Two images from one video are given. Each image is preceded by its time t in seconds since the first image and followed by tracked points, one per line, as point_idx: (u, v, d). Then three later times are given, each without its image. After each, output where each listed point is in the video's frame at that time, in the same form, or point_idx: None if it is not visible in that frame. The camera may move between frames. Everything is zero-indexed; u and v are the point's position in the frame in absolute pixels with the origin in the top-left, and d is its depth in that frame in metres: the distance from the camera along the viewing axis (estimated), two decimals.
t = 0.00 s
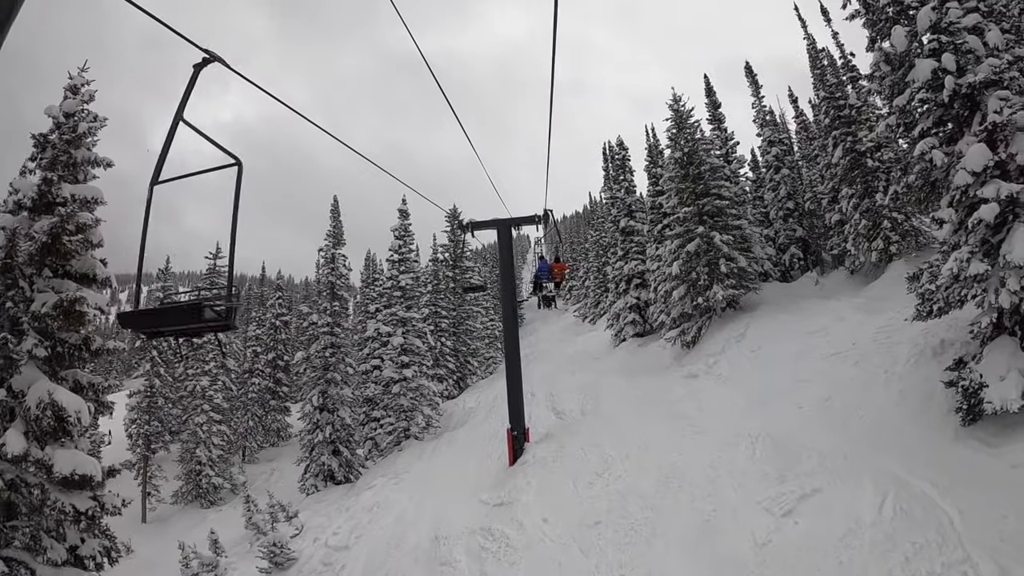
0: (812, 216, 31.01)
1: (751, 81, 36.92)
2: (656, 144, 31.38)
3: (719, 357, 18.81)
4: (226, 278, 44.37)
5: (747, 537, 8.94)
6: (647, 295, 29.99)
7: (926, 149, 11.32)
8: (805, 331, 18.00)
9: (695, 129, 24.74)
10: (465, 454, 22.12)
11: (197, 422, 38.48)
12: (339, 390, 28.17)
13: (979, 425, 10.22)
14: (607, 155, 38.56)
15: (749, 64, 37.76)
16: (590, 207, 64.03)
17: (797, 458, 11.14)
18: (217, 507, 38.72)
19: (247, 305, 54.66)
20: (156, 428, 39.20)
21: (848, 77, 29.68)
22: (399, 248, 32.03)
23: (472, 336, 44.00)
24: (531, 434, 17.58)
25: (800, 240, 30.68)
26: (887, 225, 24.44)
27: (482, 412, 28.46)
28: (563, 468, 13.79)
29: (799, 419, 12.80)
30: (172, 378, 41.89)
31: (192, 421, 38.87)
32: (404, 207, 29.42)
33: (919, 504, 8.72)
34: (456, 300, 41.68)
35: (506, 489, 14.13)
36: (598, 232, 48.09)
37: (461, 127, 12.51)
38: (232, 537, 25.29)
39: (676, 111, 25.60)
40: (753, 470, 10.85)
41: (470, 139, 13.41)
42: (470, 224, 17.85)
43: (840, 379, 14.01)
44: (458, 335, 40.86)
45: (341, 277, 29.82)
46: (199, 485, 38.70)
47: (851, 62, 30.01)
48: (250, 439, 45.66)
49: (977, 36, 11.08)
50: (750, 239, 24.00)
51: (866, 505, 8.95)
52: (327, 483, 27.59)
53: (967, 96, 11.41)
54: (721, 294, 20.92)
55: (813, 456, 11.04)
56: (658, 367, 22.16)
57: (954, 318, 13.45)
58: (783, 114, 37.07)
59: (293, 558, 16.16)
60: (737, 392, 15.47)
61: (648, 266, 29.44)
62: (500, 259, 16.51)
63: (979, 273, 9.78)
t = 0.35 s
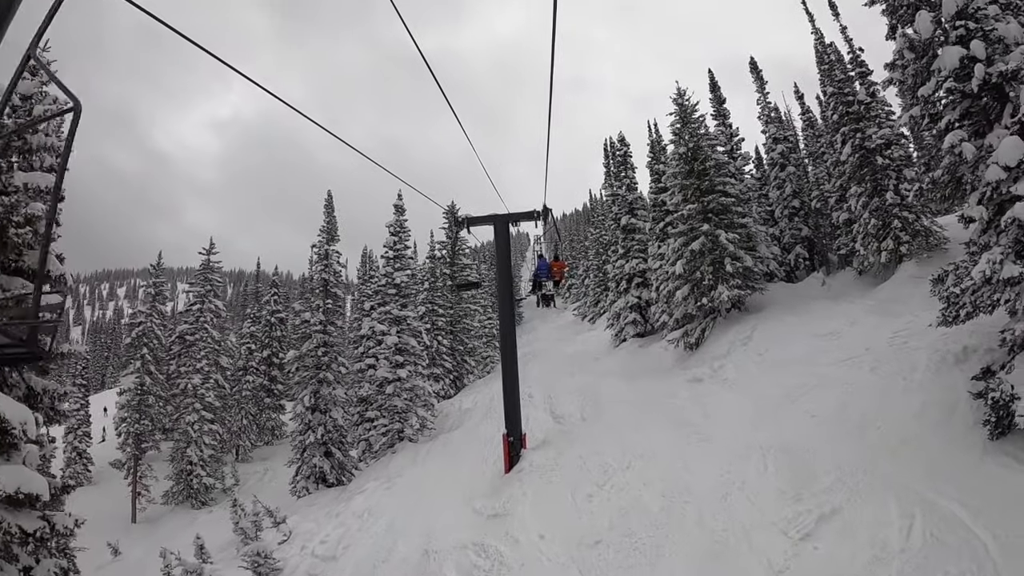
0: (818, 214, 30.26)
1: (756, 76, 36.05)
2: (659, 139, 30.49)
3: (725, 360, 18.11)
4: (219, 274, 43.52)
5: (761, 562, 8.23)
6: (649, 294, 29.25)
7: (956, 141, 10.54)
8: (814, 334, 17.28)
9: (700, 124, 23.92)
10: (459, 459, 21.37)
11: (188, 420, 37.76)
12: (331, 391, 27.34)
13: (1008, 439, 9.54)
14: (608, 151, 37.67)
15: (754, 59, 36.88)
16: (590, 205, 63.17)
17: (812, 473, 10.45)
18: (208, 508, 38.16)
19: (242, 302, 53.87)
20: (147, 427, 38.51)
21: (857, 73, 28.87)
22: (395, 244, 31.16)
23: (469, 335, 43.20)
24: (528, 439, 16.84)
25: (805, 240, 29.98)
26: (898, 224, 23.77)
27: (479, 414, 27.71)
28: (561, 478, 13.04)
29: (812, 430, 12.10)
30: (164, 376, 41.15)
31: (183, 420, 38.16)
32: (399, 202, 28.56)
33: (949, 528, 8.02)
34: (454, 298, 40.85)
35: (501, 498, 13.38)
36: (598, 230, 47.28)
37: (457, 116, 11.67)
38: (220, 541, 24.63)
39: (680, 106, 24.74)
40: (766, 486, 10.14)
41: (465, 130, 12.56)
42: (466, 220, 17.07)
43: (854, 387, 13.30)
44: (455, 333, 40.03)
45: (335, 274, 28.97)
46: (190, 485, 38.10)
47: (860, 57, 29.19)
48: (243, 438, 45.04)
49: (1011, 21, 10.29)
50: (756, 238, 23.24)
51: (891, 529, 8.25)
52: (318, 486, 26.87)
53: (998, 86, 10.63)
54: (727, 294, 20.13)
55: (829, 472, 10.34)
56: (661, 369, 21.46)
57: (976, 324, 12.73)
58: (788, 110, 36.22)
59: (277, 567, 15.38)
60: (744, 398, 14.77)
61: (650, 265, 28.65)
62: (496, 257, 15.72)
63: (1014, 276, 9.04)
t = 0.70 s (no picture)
0: (827, 217, 29.54)
1: (763, 75, 35.27)
2: (665, 138, 29.69)
3: (733, 367, 17.33)
4: (215, 272, 42.89)
5: None
6: (653, 297, 28.48)
7: (990, 136, 9.79)
8: (828, 342, 16.52)
9: (707, 122, 23.15)
10: (455, 466, 20.59)
11: (181, 422, 37.06)
12: (325, 393, 26.55)
13: None
14: (612, 151, 36.92)
15: (761, 57, 36.01)
16: (593, 206, 62.36)
17: (833, 494, 9.71)
18: (200, 512, 37.47)
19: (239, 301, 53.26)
20: (138, 428, 37.81)
21: (869, 71, 28.14)
22: (392, 243, 30.28)
23: (468, 336, 42.41)
24: (527, 449, 16.07)
25: (814, 242, 29.20)
26: (912, 227, 23.16)
27: (477, 418, 26.94)
28: (561, 492, 12.27)
29: (831, 447, 11.35)
30: (157, 376, 40.46)
31: (177, 421, 37.45)
32: (397, 200, 27.83)
33: (989, 561, 7.28)
34: (453, 299, 40.04)
35: (496, 512, 12.63)
36: (600, 231, 46.52)
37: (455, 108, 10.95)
38: (208, 549, 23.92)
39: (686, 103, 23.98)
40: (784, 509, 9.37)
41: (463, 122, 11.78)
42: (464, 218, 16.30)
43: (875, 401, 12.53)
44: (454, 335, 39.25)
45: (329, 274, 28.14)
46: (182, 487, 37.43)
47: (872, 55, 28.45)
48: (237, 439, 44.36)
49: None
50: (765, 239, 22.46)
51: (925, 563, 7.50)
52: (311, 491, 26.15)
53: None
54: (734, 298, 19.27)
55: (851, 494, 9.59)
56: (666, 375, 20.66)
57: (1006, 335, 11.99)
58: (796, 110, 35.45)
59: None
60: (756, 409, 14.00)
61: (654, 267, 27.86)
62: (495, 258, 14.98)
63: None
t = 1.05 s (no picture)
0: (833, 215, 28.83)
1: (767, 71, 34.48)
2: (668, 134, 28.90)
3: (741, 372, 16.61)
4: (209, 272, 42.14)
5: None
6: (655, 297, 27.72)
7: None
8: (840, 346, 15.82)
9: (712, 116, 22.37)
10: (451, 474, 19.86)
11: (172, 425, 36.27)
12: (318, 397, 25.77)
13: None
14: (612, 148, 36.16)
15: (765, 53, 35.23)
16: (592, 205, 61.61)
17: (856, 512, 9.00)
18: (192, 517, 36.73)
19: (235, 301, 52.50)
20: (128, 431, 37.03)
21: (877, 65, 27.41)
22: (387, 242, 29.46)
23: (467, 337, 41.59)
24: (525, 457, 15.32)
25: (820, 241, 28.42)
26: (924, 225, 22.51)
27: (474, 423, 26.18)
28: (562, 506, 11.53)
29: (850, 460, 10.64)
30: (148, 378, 39.65)
31: (168, 424, 36.64)
32: (393, 198, 27.06)
33: None
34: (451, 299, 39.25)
35: (493, 526, 11.88)
36: (600, 230, 45.76)
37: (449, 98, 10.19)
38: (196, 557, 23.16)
39: (690, 97, 23.18)
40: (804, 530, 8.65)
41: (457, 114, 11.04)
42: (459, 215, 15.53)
43: (895, 411, 11.81)
44: (451, 337, 38.48)
45: (322, 274, 27.31)
46: (174, 492, 36.72)
47: (880, 49, 27.73)
48: (231, 442, 43.28)
49: None
50: (771, 238, 21.71)
51: None
52: (303, 497, 25.40)
53: None
54: (741, 299, 18.51)
55: (876, 513, 8.87)
56: (669, 379, 19.91)
57: None
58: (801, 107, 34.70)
59: None
60: (767, 417, 13.27)
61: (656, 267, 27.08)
62: (492, 256, 14.21)
63: None
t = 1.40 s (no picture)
0: (841, 215, 28.09)
1: (771, 67, 33.75)
2: (671, 132, 28.15)
3: (751, 377, 15.87)
4: (203, 274, 41.43)
5: None
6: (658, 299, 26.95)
7: None
8: (856, 351, 15.06)
9: (717, 112, 21.61)
10: (447, 484, 19.07)
11: (164, 431, 35.44)
12: (312, 403, 24.98)
13: None
14: (613, 148, 35.43)
15: (770, 50, 34.44)
16: (593, 206, 60.89)
17: (886, 536, 8.23)
18: (185, 523, 36.08)
19: (230, 304, 51.70)
20: (119, 436, 36.22)
21: (886, 61, 26.78)
22: (383, 243, 28.62)
23: (466, 340, 40.80)
24: (525, 469, 14.51)
25: (828, 242, 27.68)
26: (938, 224, 21.82)
27: (473, 429, 25.33)
28: (564, 524, 10.73)
29: (875, 478, 9.85)
30: (141, 383, 38.89)
31: (160, 429, 35.83)
32: (389, 198, 26.31)
33: None
34: (450, 301, 38.45)
35: (489, 546, 11.09)
36: (601, 231, 45.03)
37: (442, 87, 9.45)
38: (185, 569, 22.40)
39: (695, 92, 22.41)
40: (831, 557, 7.87)
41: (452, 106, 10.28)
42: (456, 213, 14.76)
43: (921, 422, 11.02)
44: (450, 340, 37.67)
45: (316, 276, 26.51)
46: (166, 498, 35.99)
47: (888, 44, 27.06)
48: (227, 447, 43.82)
49: None
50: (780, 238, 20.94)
51: None
52: (297, 507, 24.61)
53: None
54: (750, 301, 17.70)
55: (909, 538, 8.09)
56: (675, 384, 19.16)
57: None
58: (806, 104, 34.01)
59: None
60: (782, 428, 12.47)
61: (660, 268, 26.34)
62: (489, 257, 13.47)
63: None
